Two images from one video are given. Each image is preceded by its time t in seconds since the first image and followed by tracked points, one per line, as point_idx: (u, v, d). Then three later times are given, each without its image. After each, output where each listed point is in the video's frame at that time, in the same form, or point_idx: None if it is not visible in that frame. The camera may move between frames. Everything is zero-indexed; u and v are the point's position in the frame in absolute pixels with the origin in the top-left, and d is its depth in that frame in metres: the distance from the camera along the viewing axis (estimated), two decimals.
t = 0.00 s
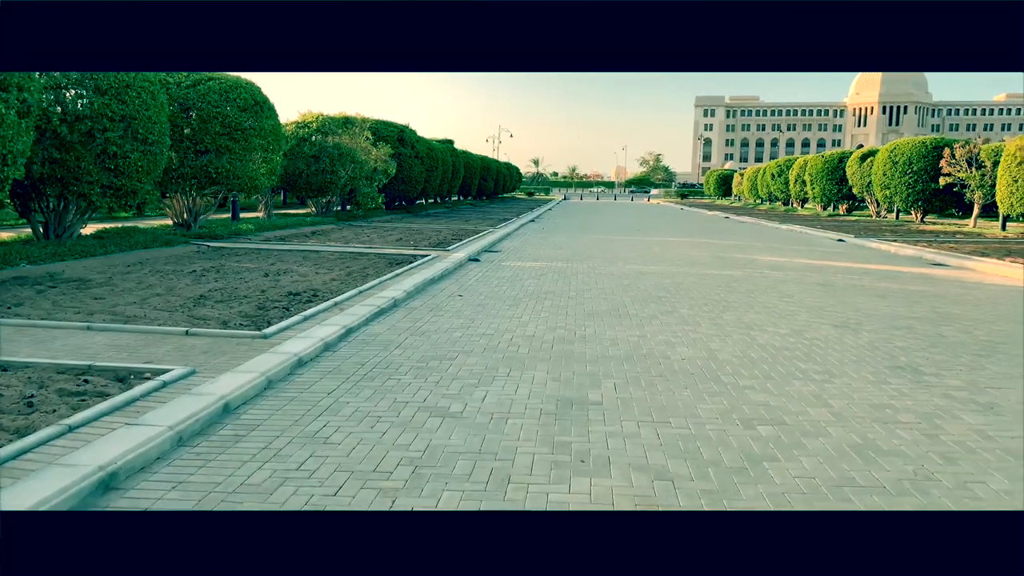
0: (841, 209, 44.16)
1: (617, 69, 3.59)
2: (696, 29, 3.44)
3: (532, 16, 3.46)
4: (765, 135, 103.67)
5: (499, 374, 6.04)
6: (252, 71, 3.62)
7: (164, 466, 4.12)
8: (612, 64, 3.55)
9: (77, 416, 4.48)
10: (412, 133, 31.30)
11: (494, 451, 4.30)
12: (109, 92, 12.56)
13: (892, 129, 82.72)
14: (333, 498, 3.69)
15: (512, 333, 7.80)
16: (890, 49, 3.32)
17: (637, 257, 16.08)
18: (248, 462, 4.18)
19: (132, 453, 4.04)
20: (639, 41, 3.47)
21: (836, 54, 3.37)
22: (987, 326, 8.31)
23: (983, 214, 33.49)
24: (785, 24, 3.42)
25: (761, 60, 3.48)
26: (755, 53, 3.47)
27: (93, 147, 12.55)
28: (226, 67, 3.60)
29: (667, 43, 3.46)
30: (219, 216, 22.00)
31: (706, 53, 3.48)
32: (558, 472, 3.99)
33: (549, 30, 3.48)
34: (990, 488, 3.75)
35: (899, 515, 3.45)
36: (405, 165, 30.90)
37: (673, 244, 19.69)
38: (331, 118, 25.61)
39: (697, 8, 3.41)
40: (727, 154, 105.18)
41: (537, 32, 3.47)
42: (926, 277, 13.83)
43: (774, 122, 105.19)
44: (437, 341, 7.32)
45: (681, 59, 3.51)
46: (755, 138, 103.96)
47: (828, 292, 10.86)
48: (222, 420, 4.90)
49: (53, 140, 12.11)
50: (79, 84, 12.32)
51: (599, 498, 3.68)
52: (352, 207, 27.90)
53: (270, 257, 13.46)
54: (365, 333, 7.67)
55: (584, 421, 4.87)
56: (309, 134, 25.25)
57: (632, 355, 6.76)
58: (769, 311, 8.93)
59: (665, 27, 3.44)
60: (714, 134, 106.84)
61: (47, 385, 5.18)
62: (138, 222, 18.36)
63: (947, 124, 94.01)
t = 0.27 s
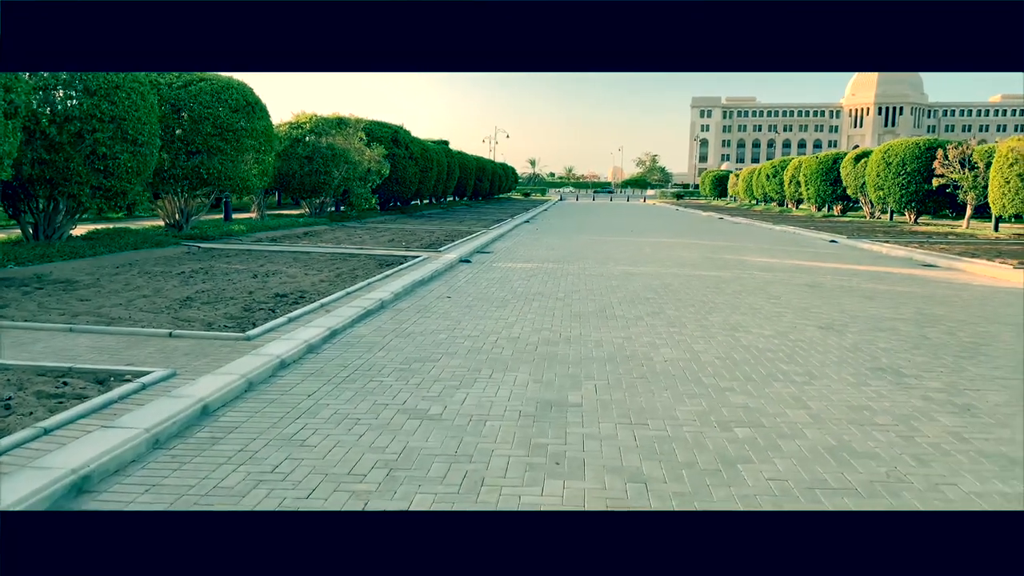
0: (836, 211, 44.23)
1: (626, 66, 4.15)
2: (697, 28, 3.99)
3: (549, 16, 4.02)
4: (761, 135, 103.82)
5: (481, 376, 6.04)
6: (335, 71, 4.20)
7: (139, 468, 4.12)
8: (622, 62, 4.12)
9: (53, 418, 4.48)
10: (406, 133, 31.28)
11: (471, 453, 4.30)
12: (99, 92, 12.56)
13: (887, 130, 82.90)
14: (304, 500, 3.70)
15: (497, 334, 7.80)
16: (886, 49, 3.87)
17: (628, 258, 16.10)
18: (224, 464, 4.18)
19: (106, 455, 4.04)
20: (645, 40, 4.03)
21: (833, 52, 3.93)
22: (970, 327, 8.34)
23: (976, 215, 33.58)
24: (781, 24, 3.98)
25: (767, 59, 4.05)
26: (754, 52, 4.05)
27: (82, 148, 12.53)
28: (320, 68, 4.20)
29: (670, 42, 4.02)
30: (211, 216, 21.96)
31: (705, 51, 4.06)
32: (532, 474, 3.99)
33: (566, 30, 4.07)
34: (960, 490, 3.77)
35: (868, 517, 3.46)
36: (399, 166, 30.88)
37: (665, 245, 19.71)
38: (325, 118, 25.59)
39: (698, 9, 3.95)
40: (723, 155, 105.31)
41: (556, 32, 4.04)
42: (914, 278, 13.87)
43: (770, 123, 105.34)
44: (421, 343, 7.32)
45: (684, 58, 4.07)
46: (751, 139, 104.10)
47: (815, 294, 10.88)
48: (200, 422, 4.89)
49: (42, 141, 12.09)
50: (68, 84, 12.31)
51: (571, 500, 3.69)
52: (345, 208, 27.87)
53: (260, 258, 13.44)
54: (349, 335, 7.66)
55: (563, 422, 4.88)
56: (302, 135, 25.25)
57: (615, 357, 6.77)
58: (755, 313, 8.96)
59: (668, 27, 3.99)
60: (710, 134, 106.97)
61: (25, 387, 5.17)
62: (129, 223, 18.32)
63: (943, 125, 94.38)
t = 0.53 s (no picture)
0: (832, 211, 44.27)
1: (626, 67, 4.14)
2: (697, 27, 3.97)
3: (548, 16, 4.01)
4: (758, 136, 103.95)
5: (464, 377, 6.03)
6: (340, 71, 4.20)
7: (113, 468, 4.11)
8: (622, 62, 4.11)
9: (30, 419, 4.46)
10: (401, 134, 31.28)
11: (447, 454, 4.29)
12: (89, 93, 12.54)
13: (883, 130, 83.03)
14: (277, 501, 3.68)
15: (484, 334, 7.80)
16: (887, 50, 3.88)
17: (621, 259, 16.10)
18: (199, 464, 4.16)
19: (80, 456, 4.02)
20: (644, 40, 4.02)
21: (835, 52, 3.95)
22: (957, 327, 8.35)
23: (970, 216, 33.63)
24: (781, 23, 3.97)
25: (769, 59, 4.06)
26: (756, 52, 4.06)
27: (71, 148, 12.51)
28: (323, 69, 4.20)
29: (671, 42, 4.01)
30: (205, 217, 21.94)
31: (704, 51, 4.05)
32: (507, 475, 3.98)
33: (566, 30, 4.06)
34: (934, 490, 3.76)
35: (840, 516, 3.46)
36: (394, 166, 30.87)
37: (659, 246, 19.72)
38: (319, 119, 25.58)
39: (698, 9, 3.93)
40: (721, 156, 105.40)
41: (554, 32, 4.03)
42: (905, 278, 13.88)
43: (766, 123, 105.49)
44: (406, 343, 7.31)
45: (684, 58, 4.07)
46: (748, 140, 104.18)
47: (804, 294, 10.88)
48: (179, 423, 4.87)
49: (31, 141, 12.07)
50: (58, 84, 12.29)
51: (544, 501, 3.68)
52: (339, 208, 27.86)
53: (251, 259, 13.44)
54: (335, 335, 7.64)
55: (542, 423, 4.87)
56: (296, 135, 25.25)
57: (600, 357, 6.76)
58: (742, 313, 8.96)
59: (666, 27, 3.97)
60: (707, 135, 107.05)
61: (5, 388, 5.16)
62: (121, 224, 18.30)
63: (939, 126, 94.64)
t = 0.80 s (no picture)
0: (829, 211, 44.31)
1: (623, 66, 4.13)
2: (696, 27, 3.92)
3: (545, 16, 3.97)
4: (758, 136, 103.86)
5: (448, 376, 6.05)
6: (340, 71, 4.16)
7: (91, 467, 4.13)
8: (618, 62, 4.09)
9: (10, 418, 4.49)
10: (398, 134, 31.31)
11: (424, 453, 4.31)
12: (82, 93, 12.56)
13: (882, 131, 83.06)
14: (251, 500, 3.70)
15: (471, 334, 7.82)
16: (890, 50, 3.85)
17: (614, 259, 16.14)
18: (177, 463, 4.18)
19: (57, 455, 4.05)
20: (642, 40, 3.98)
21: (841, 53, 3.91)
22: (943, 327, 8.37)
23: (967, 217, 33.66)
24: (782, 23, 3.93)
25: (770, 58, 4.02)
26: (757, 51, 4.02)
27: (64, 148, 12.53)
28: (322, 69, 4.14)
29: (673, 42, 3.97)
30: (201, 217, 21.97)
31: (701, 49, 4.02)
32: (482, 474, 3.99)
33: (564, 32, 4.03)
34: (904, 488, 3.78)
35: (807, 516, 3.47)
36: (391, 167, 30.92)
37: (654, 246, 19.75)
38: (315, 119, 25.61)
39: (699, 9, 3.88)
40: (720, 156, 105.45)
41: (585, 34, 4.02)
42: (897, 279, 13.91)
43: (766, 124, 105.52)
44: (392, 343, 7.33)
45: (681, 58, 4.03)
46: (747, 140, 104.22)
47: (794, 294, 10.91)
48: (159, 422, 4.89)
49: (24, 141, 12.09)
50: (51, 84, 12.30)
51: (515, 500, 3.70)
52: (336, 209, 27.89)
53: (244, 259, 13.46)
54: (322, 335, 7.66)
55: (521, 422, 4.89)
56: (293, 135, 25.28)
57: (585, 357, 6.78)
58: (730, 313, 8.99)
59: (666, 27, 3.93)
60: (706, 135, 107.10)
61: None
62: (117, 224, 18.33)
63: (938, 126, 94.77)
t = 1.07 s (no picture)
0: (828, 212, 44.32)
1: (623, 66, 4.17)
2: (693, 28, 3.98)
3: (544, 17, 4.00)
4: (758, 137, 103.83)
5: (431, 376, 6.07)
6: (343, 71, 4.16)
7: (70, 466, 4.17)
8: (618, 62, 4.12)
9: None
10: (396, 134, 31.35)
11: (401, 452, 4.34)
12: (76, 93, 12.59)
13: (882, 131, 83.02)
14: (226, 499, 3.74)
15: (458, 334, 7.85)
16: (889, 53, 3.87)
17: (608, 259, 16.17)
18: (155, 462, 4.22)
19: (36, 454, 4.08)
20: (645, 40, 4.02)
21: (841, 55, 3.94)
22: (930, 328, 8.40)
23: (965, 217, 33.65)
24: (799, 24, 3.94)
25: (768, 59, 4.06)
26: (757, 52, 4.06)
27: (58, 149, 12.56)
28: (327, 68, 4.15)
29: (671, 43, 4.02)
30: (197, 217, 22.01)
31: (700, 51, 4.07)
32: (456, 474, 4.02)
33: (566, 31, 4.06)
34: (874, 488, 3.82)
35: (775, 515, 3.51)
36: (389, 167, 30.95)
37: (649, 246, 19.78)
38: (313, 119, 25.65)
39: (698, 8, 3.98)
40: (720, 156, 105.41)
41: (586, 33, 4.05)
42: (889, 279, 13.93)
43: (766, 124, 105.48)
44: (379, 343, 7.37)
45: (681, 58, 4.07)
46: (747, 140, 104.20)
47: (784, 295, 10.93)
48: (141, 421, 4.93)
49: (18, 141, 12.12)
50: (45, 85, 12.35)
51: (488, 499, 3.73)
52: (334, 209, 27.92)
53: (238, 259, 13.50)
54: (310, 335, 7.69)
55: (500, 422, 4.91)
56: (290, 135, 25.31)
57: (569, 357, 6.82)
58: (719, 313, 9.02)
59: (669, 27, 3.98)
60: (706, 135, 107.08)
61: None
62: (112, 224, 18.37)
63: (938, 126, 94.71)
